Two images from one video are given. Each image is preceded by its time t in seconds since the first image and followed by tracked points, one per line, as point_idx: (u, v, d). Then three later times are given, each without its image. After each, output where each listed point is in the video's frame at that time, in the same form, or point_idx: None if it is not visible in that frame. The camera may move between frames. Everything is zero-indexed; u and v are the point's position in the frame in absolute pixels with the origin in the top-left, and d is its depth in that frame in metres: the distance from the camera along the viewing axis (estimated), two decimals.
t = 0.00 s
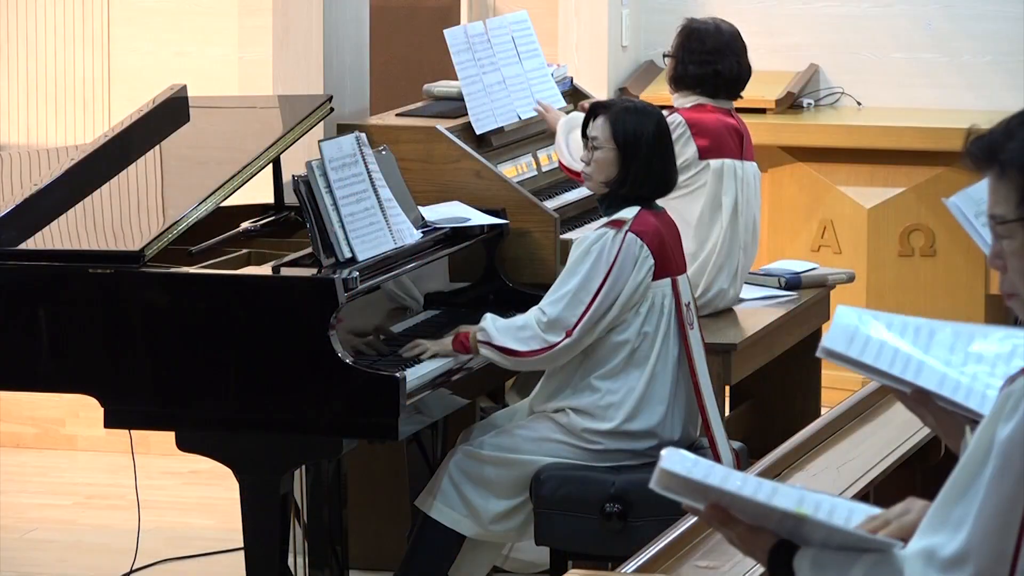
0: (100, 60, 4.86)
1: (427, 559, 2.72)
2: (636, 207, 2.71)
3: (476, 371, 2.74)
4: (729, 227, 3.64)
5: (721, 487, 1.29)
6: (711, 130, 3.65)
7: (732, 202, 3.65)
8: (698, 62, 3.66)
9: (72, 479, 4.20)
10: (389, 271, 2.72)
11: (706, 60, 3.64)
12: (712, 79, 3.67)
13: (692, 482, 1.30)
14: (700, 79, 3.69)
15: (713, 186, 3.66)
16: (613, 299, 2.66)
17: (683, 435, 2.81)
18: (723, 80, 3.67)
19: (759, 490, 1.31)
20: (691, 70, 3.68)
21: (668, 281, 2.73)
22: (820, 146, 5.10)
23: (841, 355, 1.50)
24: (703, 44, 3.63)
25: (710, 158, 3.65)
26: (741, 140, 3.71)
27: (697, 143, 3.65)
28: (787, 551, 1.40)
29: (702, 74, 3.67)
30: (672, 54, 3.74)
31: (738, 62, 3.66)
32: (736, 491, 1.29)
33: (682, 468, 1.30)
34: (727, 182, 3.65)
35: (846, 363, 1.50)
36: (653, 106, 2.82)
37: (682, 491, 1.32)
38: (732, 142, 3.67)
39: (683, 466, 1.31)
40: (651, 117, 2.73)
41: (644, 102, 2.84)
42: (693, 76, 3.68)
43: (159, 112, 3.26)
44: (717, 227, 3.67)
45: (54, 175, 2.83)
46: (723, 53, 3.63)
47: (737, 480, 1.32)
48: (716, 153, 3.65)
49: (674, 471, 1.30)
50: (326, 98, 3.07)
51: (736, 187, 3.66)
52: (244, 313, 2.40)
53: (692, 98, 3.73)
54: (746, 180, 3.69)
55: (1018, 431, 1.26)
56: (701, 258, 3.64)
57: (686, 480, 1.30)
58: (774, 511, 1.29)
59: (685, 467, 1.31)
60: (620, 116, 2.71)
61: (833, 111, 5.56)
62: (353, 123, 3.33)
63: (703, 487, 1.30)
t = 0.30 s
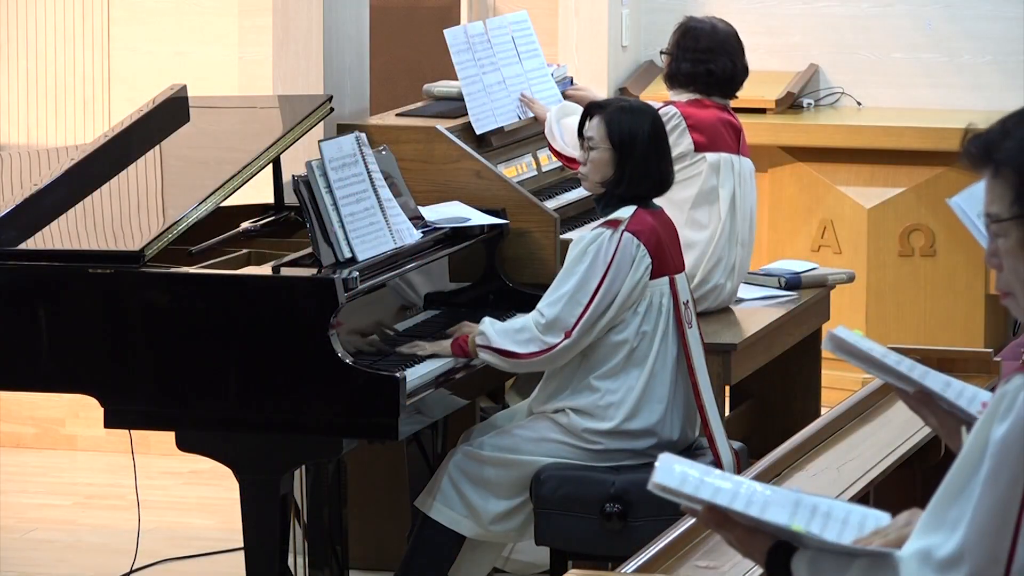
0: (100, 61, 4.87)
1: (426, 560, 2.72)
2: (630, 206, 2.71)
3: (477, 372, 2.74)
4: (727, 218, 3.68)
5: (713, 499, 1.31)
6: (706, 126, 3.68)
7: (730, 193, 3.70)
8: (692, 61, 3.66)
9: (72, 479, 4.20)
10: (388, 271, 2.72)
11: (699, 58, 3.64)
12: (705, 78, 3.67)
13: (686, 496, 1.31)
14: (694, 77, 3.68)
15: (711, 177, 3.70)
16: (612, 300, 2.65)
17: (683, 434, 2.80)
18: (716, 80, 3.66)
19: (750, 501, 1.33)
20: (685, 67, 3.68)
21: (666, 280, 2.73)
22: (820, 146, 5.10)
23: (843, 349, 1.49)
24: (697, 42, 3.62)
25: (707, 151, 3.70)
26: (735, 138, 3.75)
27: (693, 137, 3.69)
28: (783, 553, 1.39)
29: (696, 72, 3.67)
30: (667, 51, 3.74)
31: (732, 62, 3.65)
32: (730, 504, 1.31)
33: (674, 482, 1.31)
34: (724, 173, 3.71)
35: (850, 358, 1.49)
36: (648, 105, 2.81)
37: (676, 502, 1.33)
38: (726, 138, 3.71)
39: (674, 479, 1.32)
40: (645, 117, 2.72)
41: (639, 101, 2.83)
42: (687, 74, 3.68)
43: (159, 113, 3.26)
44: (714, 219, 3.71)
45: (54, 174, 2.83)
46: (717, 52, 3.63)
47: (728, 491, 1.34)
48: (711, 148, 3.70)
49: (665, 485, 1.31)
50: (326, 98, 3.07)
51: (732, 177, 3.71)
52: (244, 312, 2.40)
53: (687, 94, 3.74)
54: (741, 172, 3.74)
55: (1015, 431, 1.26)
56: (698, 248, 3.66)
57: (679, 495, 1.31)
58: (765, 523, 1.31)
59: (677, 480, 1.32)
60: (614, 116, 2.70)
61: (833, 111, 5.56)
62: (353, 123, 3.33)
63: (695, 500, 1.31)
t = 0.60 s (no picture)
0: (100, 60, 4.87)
1: (426, 560, 2.72)
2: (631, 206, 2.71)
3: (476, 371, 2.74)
4: (726, 214, 3.69)
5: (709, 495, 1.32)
6: (706, 124, 3.69)
7: (730, 190, 3.71)
8: (689, 59, 3.66)
9: (72, 479, 4.20)
10: (388, 271, 2.72)
11: (696, 58, 3.64)
12: (702, 77, 3.67)
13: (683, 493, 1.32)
14: (691, 76, 3.69)
15: (711, 174, 3.71)
16: (610, 300, 2.65)
17: (682, 433, 2.80)
18: (713, 79, 3.67)
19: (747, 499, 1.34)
20: (682, 66, 3.68)
21: (666, 280, 2.73)
22: (820, 146, 5.10)
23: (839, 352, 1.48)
24: (694, 42, 3.61)
25: (707, 149, 3.70)
26: (734, 134, 3.77)
27: (693, 135, 3.69)
28: (783, 552, 1.40)
29: (693, 71, 3.67)
30: (664, 49, 3.74)
31: (730, 62, 3.64)
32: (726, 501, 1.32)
33: (670, 479, 1.33)
34: (724, 170, 3.71)
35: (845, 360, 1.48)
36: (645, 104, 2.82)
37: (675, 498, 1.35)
38: (726, 135, 3.73)
39: (671, 476, 1.34)
40: (641, 114, 2.71)
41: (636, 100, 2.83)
42: (684, 73, 3.69)
43: (159, 113, 3.26)
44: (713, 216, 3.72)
45: (53, 175, 2.83)
46: (714, 52, 3.62)
47: (726, 487, 1.35)
48: (711, 145, 3.70)
49: (663, 483, 1.33)
50: (326, 98, 3.07)
51: (732, 174, 3.72)
52: (244, 311, 2.40)
53: (685, 93, 3.75)
54: (740, 170, 3.75)
55: (1011, 433, 1.26)
56: (697, 243, 3.67)
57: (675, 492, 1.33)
58: (764, 522, 1.32)
59: (674, 478, 1.34)
60: (610, 115, 2.71)
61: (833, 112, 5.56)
62: (354, 123, 3.33)
63: (692, 498, 1.33)
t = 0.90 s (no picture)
0: (100, 61, 4.87)
1: (426, 560, 2.73)
2: (632, 205, 2.70)
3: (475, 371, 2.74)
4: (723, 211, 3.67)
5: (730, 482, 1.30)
6: (701, 122, 3.68)
7: (727, 188, 3.69)
8: (687, 59, 3.67)
9: (72, 479, 4.20)
10: (388, 271, 2.71)
11: (693, 57, 3.65)
12: (699, 76, 3.69)
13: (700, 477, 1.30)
14: (688, 76, 3.70)
15: (707, 172, 3.70)
16: (621, 302, 2.65)
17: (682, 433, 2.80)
18: (710, 78, 3.68)
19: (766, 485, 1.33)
20: (679, 66, 3.69)
21: (668, 279, 2.73)
22: (820, 147, 5.10)
23: (843, 351, 1.51)
24: (691, 41, 3.62)
25: (702, 146, 3.68)
26: (730, 132, 3.76)
27: (687, 132, 3.68)
28: (784, 556, 1.40)
29: (690, 70, 3.68)
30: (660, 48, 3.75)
31: (726, 61, 3.66)
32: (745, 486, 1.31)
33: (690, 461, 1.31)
34: (719, 168, 3.70)
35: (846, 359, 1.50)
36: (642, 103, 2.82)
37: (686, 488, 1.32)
38: (720, 131, 3.71)
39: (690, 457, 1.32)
40: (637, 112, 2.71)
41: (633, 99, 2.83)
42: (680, 73, 3.70)
43: (159, 113, 3.26)
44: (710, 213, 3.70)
45: (53, 175, 2.83)
46: (710, 51, 3.64)
47: (742, 472, 1.34)
48: (706, 142, 3.69)
49: (682, 465, 1.31)
50: (326, 98, 3.07)
51: (729, 172, 3.70)
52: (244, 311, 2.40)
53: (681, 91, 3.76)
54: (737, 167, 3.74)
55: (1007, 434, 1.26)
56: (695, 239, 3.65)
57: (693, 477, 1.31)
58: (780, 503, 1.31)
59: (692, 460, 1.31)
60: (607, 114, 2.71)
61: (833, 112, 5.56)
62: (353, 123, 3.33)
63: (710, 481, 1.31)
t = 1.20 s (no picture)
0: (100, 61, 4.88)
1: (426, 560, 2.72)
2: (633, 204, 2.70)
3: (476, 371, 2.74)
4: (717, 208, 3.68)
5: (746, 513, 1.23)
6: (694, 120, 3.68)
7: (722, 186, 3.69)
8: (682, 58, 3.67)
9: (72, 479, 4.20)
10: (387, 273, 2.71)
11: (688, 57, 3.65)
12: (695, 75, 3.69)
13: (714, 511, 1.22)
14: (683, 76, 3.70)
15: (700, 170, 3.70)
16: (622, 303, 2.65)
17: (682, 433, 2.80)
18: (706, 76, 3.68)
19: (781, 506, 1.26)
20: (674, 66, 3.69)
21: (668, 279, 2.73)
22: (820, 146, 5.10)
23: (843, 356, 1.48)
24: (687, 40, 3.63)
25: (695, 145, 3.68)
26: (724, 131, 3.75)
27: (680, 131, 3.68)
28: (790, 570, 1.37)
29: (686, 70, 3.68)
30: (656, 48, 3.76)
31: (722, 59, 3.66)
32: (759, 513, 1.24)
33: (707, 498, 1.21)
34: (714, 166, 3.70)
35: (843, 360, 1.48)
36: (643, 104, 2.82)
37: (695, 517, 1.24)
38: (715, 129, 3.71)
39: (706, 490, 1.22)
40: (639, 112, 2.71)
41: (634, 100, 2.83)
42: (676, 72, 3.69)
43: (159, 114, 3.26)
44: (705, 210, 3.71)
45: (53, 175, 2.83)
46: (705, 50, 3.64)
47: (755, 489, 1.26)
48: (699, 141, 3.68)
49: (698, 499, 1.21)
50: (326, 98, 3.07)
51: (723, 170, 3.70)
52: (244, 311, 2.40)
53: (676, 90, 3.76)
54: (733, 165, 3.73)
55: (1007, 437, 1.26)
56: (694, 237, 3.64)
57: (706, 511, 1.22)
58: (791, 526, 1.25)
59: (710, 493, 1.22)
60: (608, 113, 2.71)
61: (833, 112, 5.56)
62: (353, 123, 3.33)
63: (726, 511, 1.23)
